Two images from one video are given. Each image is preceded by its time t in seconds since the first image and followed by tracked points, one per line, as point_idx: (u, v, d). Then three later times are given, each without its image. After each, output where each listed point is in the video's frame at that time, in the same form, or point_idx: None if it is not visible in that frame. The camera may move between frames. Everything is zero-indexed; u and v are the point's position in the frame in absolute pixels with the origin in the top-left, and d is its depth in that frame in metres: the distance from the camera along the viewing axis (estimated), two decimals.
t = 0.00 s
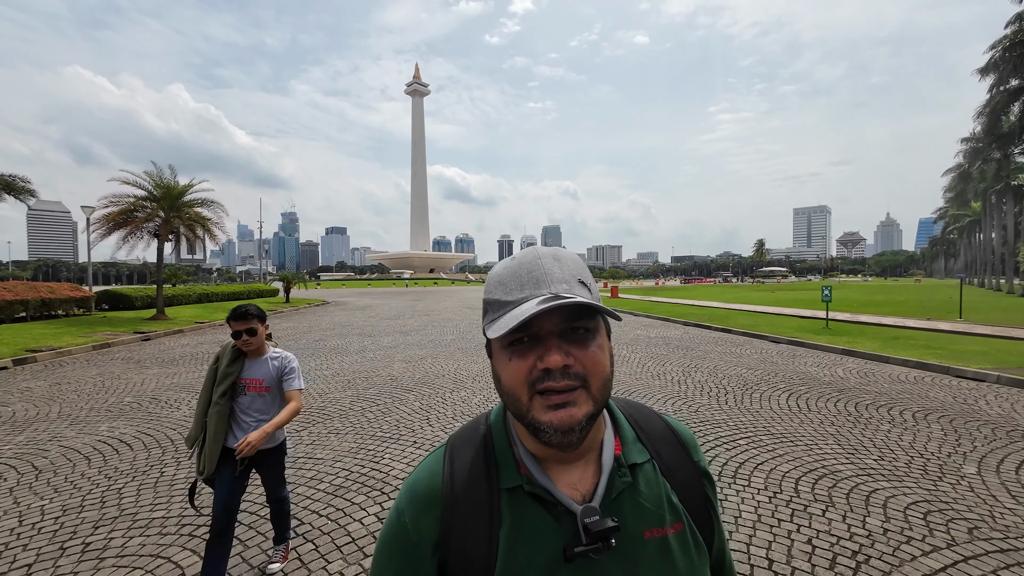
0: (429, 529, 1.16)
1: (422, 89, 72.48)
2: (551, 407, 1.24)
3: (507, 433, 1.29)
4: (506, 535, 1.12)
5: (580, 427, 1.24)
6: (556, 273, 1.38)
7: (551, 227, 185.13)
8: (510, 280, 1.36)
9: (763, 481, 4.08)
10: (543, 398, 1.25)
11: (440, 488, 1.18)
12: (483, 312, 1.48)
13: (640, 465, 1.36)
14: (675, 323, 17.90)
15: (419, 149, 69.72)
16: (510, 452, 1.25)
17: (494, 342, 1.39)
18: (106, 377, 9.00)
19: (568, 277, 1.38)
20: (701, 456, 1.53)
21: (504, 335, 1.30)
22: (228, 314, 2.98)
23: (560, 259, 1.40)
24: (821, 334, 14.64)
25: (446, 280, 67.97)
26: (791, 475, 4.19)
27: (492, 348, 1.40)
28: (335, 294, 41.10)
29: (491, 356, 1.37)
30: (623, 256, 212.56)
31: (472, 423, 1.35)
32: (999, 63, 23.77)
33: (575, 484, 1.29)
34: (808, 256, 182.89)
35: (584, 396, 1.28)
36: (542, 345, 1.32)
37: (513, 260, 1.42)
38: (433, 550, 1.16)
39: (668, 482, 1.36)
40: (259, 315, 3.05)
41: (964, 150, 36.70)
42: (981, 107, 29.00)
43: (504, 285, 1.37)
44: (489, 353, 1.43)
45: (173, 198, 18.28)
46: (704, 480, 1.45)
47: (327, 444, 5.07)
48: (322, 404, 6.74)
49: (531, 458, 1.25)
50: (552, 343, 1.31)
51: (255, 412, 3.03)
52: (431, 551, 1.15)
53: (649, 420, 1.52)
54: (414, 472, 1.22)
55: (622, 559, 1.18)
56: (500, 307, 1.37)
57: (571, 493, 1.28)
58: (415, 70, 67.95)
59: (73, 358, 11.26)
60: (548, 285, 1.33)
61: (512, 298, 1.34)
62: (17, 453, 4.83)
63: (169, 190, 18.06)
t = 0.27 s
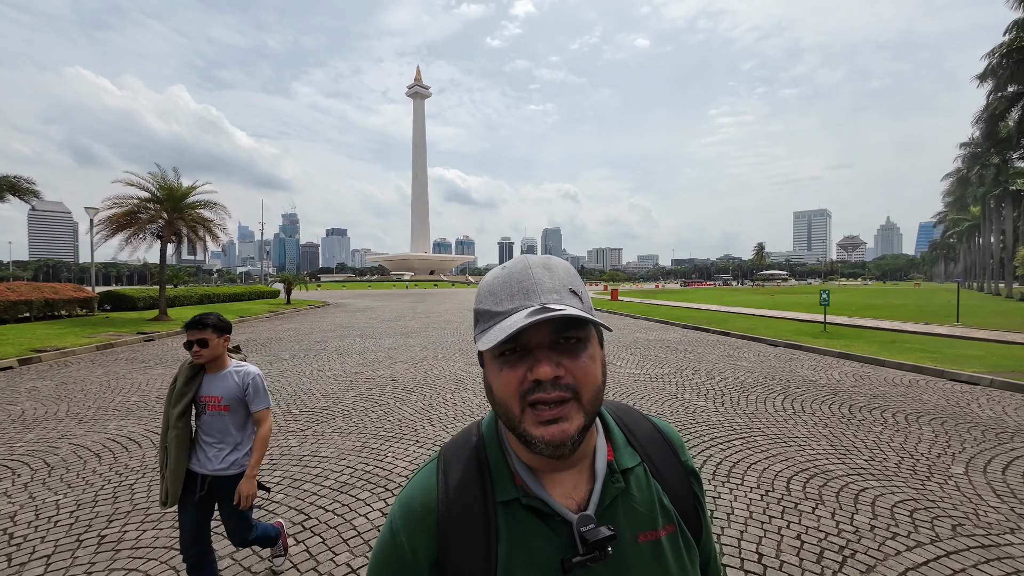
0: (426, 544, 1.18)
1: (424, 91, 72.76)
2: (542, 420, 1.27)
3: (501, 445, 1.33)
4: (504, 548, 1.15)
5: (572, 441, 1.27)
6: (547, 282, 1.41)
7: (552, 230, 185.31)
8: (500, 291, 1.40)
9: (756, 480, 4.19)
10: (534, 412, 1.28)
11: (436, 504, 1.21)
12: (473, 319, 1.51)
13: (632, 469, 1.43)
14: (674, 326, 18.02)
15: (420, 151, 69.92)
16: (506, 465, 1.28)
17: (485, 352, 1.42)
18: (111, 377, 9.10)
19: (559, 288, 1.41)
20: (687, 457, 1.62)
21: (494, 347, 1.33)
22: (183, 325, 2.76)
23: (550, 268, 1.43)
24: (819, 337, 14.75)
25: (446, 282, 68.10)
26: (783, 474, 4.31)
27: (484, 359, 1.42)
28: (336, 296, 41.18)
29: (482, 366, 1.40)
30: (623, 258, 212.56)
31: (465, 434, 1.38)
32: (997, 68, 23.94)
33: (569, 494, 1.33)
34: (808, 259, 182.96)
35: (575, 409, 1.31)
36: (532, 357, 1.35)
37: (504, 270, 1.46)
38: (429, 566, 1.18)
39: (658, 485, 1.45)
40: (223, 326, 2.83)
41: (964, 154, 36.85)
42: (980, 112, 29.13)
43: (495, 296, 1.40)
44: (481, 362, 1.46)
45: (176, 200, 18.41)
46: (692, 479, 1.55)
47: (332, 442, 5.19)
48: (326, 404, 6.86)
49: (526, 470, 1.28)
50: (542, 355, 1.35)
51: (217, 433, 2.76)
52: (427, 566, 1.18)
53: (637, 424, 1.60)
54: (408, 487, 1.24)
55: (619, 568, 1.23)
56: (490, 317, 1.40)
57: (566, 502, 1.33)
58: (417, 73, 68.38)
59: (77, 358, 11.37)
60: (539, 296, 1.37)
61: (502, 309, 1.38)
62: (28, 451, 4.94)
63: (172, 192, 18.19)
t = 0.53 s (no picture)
0: (437, 532, 1.19)
1: (425, 93, 72.96)
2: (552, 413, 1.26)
3: (513, 436, 1.33)
4: (513, 536, 1.15)
5: (582, 434, 1.26)
6: (556, 277, 1.41)
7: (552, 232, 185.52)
8: (510, 285, 1.40)
9: (750, 476, 4.29)
10: (544, 404, 1.28)
11: (447, 491, 1.22)
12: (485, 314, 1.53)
13: (645, 467, 1.38)
14: (673, 328, 18.11)
15: (421, 153, 70.15)
16: (517, 456, 1.28)
17: (497, 345, 1.43)
18: (115, 376, 9.18)
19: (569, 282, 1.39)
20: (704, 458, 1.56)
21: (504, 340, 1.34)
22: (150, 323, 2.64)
23: (559, 263, 1.45)
24: (817, 339, 14.83)
25: (447, 284, 68.26)
26: (775, 471, 4.42)
27: (496, 353, 1.44)
28: (336, 297, 41.28)
29: (494, 360, 1.41)
30: (623, 260, 212.67)
31: (479, 425, 1.39)
32: (993, 74, 24.13)
33: (579, 489, 1.31)
34: (808, 262, 183.07)
35: (585, 402, 1.30)
36: (541, 350, 1.35)
37: (515, 264, 1.47)
38: (441, 555, 1.19)
39: (672, 484, 1.39)
40: (192, 327, 2.71)
41: (962, 158, 37.05)
42: (978, 116, 29.24)
43: (506, 290, 1.41)
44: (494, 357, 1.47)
45: (178, 201, 18.53)
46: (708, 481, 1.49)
47: (334, 439, 5.28)
48: (328, 403, 6.95)
49: (538, 463, 1.28)
50: (551, 348, 1.34)
51: (179, 440, 2.61)
52: (439, 553, 1.19)
53: (653, 421, 1.55)
54: (420, 474, 1.26)
55: (627, 564, 1.19)
56: (501, 311, 1.41)
57: (576, 495, 1.30)
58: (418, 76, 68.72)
59: (80, 357, 11.45)
60: (548, 290, 1.37)
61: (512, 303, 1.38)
62: (34, 447, 5.01)
63: (175, 193, 18.32)
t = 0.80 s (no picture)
0: (458, 531, 1.14)
1: (425, 94, 73.13)
2: (574, 413, 1.19)
3: (538, 440, 1.26)
4: (533, 541, 1.08)
5: (606, 437, 1.18)
6: (578, 279, 1.31)
7: (552, 233, 185.70)
8: (534, 287, 1.32)
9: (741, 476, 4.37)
10: (566, 405, 1.20)
11: (472, 490, 1.17)
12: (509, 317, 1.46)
13: (678, 488, 1.25)
14: (671, 329, 18.17)
15: (421, 155, 70.38)
16: (542, 460, 1.21)
17: (520, 347, 1.37)
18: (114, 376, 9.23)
19: (592, 282, 1.30)
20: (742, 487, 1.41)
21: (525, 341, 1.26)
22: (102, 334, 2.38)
23: (584, 266, 1.33)
24: (814, 341, 14.88)
25: (447, 285, 68.44)
26: (764, 472, 4.48)
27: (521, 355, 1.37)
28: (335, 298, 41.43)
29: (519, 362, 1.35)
30: (623, 262, 212.89)
31: (507, 428, 1.33)
32: (990, 77, 24.22)
33: (606, 501, 1.21)
34: (808, 264, 183.22)
35: (609, 405, 1.21)
36: (563, 351, 1.27)
37: (539, 266, 1.39)
38: (459, 552, 1.13)
39: (706, 508, 1.26)
40: (147, 340, 2.46)
41: (960, 160, 37.14)
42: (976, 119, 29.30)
43: (530, 292, 1.33)
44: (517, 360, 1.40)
45: (179, 202, 18.62)
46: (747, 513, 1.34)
47: (331, 439, 5.36)
48: (326, 403, 7.00)
49: (563, 469, 1.20)
50: (573, 349, 1.26)
51: (120, 470, 2.34)
52: (458, 552, 1.13)
53: (689, 439, 1.42)
54: (447, 470, 1.22)
55: None
56: (522, 312, 1.32)
57: (603, 509, 1.20)
58: (419, 78, 69.06)
59: (81, 357, 11.52)
60: (569, 290, 1.28)
61: (536, 304, 1.29)
62: (36, 447, 5.06)
63: (175, 195, 18.41)
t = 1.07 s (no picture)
0: (473, 554, 1.14)
1: (425, 95, 73.24)
2: (600, 442, 1.19)
3: (558, 467, 1.26)
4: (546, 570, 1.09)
5: (632, 469, 1.17)
6: (609, 302, 1.32)
7: (552, 234, 185.79)
8: (563, 308, 1.33)
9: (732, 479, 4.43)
10: (591, 433, 1.20)
11: (488, 511, 1.18)
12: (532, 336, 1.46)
13: (699, 529, 1.21)
14: (670, 331, 18.20)
15: (421, 156, 70.52)
16: (561, 488, 1.21)
17: (545, 369, 1.37)
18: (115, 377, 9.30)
19: (623, 307, 1.32)
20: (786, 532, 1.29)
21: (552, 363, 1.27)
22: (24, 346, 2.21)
23: (615, 290, 1.34)
24: (812, 343, 14.92)
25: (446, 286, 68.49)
26: (756, 475, 4.53)
27: (545, 377, 1.37)
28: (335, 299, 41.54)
29: (543, 384, 1.35)
30: (623, 263, 212.89)
31: (527, 449, 1.33)
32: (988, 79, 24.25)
33: (623, 537, 1.20)
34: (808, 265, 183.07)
35: (637, 434, 1.21)
36: (591, 375, 1.28)
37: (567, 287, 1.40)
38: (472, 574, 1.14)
39: (727, 554, 1.19)
40: (77, 352, 2.26)
41: (960, 162, 37.15)
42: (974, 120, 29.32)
43: (558, 313, 1.33)
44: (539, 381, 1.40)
45: (179, 203, 18.69)
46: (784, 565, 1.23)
47: (329, 441, 5.41)
48: (325, 405, 7.05)
49: (581, 499, 1.21)
50: (601, 374, 1.27)
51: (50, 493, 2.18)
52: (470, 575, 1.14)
53: (722, 476, 1.32)
54: (466, 488, 1.23)
55: None
56: (550, 333, 1.33)
57: (619, 543, 1.19)
58: (419, 79, 69.20)
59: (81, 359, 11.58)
60: (600, 313, 1.29)
61: (564, 326, 1.30)
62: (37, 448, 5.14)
63: (176, 196, 18.48)
